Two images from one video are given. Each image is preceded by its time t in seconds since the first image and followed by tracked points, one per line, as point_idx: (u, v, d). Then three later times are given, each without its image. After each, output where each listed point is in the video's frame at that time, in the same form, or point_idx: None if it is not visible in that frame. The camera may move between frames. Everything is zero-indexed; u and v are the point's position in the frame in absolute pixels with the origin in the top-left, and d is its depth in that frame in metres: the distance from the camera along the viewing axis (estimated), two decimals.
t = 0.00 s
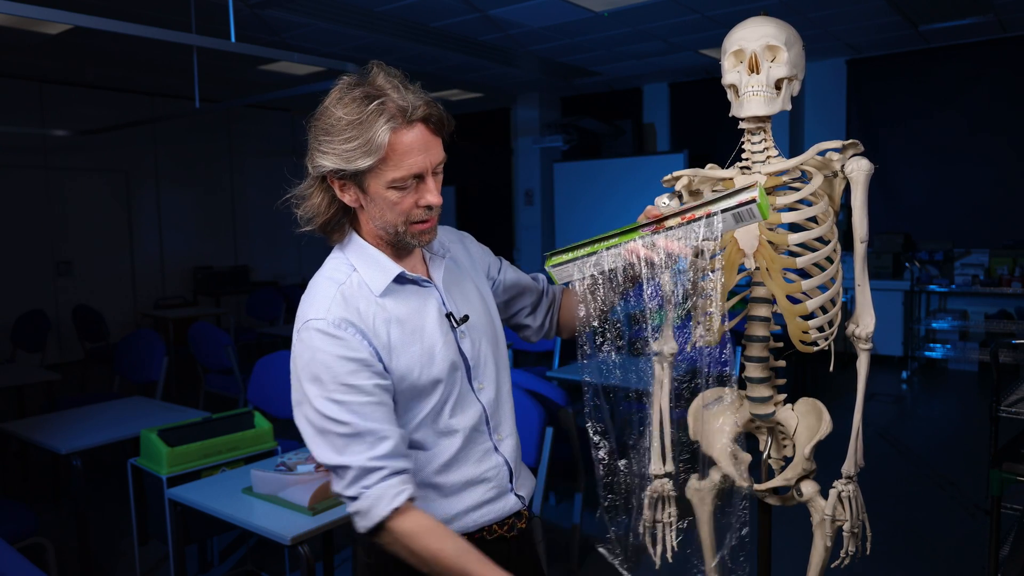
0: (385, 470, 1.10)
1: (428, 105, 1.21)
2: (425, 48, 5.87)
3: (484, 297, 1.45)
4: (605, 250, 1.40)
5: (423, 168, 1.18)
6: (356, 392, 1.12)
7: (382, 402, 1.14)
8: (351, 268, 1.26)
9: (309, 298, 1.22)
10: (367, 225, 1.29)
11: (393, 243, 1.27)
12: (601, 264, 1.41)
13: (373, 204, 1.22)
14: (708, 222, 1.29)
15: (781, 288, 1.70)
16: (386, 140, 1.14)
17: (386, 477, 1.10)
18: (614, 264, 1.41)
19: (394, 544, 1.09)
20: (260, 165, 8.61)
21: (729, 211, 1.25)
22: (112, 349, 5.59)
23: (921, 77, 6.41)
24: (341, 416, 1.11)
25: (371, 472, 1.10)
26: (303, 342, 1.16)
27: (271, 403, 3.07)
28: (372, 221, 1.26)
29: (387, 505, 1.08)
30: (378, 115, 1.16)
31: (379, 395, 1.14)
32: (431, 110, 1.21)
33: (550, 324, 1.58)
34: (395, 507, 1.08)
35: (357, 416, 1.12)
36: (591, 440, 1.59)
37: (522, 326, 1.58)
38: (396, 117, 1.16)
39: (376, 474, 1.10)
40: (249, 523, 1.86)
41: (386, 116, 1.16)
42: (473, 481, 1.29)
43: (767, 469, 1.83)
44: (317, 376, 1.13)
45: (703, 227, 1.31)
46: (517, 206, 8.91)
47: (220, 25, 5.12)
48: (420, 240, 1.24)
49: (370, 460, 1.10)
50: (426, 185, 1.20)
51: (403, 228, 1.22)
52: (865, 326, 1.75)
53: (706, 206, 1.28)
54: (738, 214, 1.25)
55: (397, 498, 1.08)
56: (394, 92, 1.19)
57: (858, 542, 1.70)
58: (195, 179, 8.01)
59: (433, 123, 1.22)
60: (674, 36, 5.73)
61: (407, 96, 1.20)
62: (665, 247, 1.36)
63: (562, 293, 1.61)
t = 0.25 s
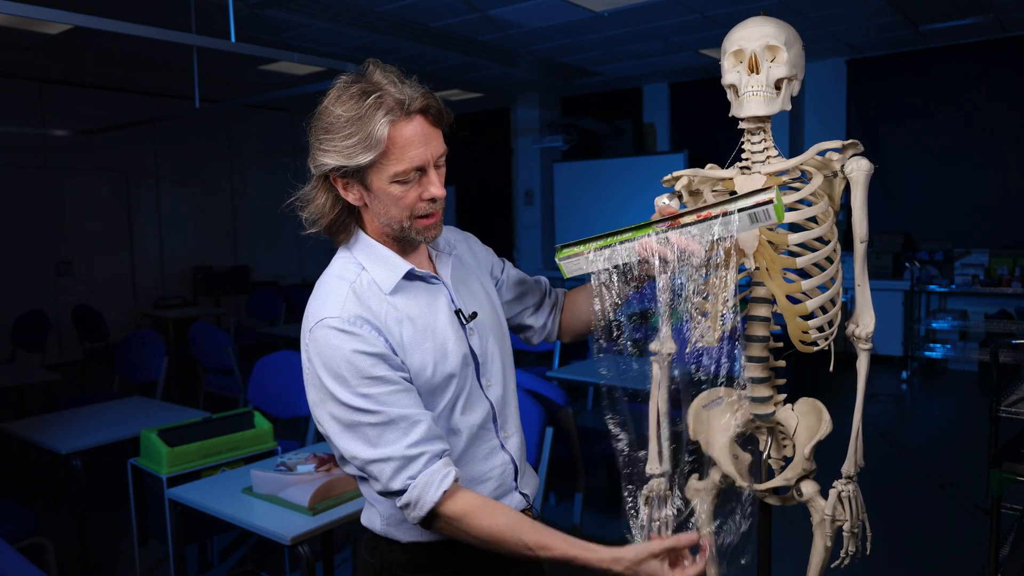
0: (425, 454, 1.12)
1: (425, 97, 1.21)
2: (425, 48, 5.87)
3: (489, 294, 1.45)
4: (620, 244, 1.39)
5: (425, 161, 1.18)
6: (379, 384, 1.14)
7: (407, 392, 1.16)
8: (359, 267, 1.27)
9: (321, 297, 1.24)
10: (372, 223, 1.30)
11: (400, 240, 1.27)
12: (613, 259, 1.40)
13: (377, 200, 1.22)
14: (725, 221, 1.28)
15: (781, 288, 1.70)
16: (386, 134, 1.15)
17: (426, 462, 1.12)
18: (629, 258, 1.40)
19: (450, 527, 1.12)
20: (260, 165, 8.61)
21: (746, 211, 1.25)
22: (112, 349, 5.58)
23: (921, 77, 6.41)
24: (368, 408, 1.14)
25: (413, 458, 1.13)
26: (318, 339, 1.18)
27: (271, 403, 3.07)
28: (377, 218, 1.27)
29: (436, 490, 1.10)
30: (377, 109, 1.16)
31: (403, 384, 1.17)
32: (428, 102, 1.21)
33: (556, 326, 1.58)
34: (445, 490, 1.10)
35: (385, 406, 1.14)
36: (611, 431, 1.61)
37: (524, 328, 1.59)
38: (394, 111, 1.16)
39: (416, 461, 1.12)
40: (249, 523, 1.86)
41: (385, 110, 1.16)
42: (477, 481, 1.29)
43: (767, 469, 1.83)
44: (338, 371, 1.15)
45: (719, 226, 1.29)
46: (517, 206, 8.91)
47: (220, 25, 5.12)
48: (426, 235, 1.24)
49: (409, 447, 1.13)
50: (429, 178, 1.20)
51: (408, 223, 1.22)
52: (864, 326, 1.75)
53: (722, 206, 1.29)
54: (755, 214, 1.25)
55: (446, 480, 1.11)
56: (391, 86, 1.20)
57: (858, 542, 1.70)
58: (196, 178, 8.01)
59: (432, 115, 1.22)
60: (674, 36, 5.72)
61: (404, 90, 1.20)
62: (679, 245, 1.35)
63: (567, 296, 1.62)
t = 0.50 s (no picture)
0: (410, 463, 1.11)
1: (435, 94, 1.22)
2: (425, 48, 5.87)
3: (492, 297, 1.45)
4: (621, 246, 1.34)
5: (433, 157, 1.18)
6: (375, 386, 1.13)
7: (401, 395, 1.15)
8: (363, 266, 1.27)
9: (322, 295, 1.24)
10: (378, 220, 1.30)
11: (406, 237, 1.27)
12: (616, 259, 1.36)
13: (384, 196, 1.22)
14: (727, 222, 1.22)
15: (781, 288, 1.69)
16: (395, 128, 1.15)
17: (411, 469, 1.10)
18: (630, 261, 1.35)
19: (426, 534, 1.08)
20: (260, 165, 8.61)
21: (746, 211, 1.18)
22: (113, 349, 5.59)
23: (921, 77, 6.41)
24: (361, 411, 1.13)
25: (397, 467, 1.11)
26: (318, 339, 1.17)
27: (271, 403, 3.07)
28: (383, 215, 1.26)
29: (414, 499, 1.08)
30: (387, 104, 1.16)
31: (398, 388, 1.15)
32: (438, 98, 1.22)
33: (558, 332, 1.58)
34: (423, 500, 1.08)
35: (379, 409, 1.13)
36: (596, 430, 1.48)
37: (526, 332, 1.59)
38: (404, 105, 1.16)
39: (402, 467, 1.11)
40: (249, 523, 1.86)
41: (395, 105, 1.16)
42: (483, 485, 1.28)
43: (767, 469, 1.83)
44: (334, 372, 1.14)
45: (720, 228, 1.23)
46: (517, 206, 8.91)
47: (220, 25, 5.12)
48: (432, 232, 1.23)
49: (394, 455, 1.11)
50: (437, 174, 1.20)
51: (415, 220, 1.22)
52: (865, 326, 1.75)
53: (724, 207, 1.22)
54: (755, 215, 1.17)
55: (426, 488, 1.08)
56: (401, 82, 1.21)
57: (858, 542, 1.70)
58: (196, 179, 8.02)
59: (441, 111, 1.22)
60: (674, 36, 5.73)
61: (414, 86, 1.21)
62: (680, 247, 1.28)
63: (568, 300, 1.62)
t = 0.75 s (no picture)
0: (393, 465, 1.09)
1: (440, 96, 1.21)
2: (425, 48, 5.87)
3: (497, 299, 1.44)
4: (621, 264, 1.34)
5: (434, 160, 1.18)
6: (366, 385, 1.13)
7: (391, 396, 1.14)
8: (365, 265, 1.27)
9: (321, 292, 1.24)
10: (381, 219, 1.30)
11: (407, 239, 1.27)
12: (617, 278, 1.36)
13: (386, 196, 1.22)
14: (723, 247, 1.24)
15: (781, 288, 1.69)
16: (396, 130, 1.15)
17: (393, 472, 1.09)
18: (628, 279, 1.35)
19: (401, 538, 1.07)
20: (260, 165, 8.61)
21: (745, 238, 1.21)
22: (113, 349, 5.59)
23: (921, 77, 6.41)
24: (348, 410, 1.12)
25: (379, 469, 1.10)
26: (314, 336, 1.17)
27: (270, 404, 3.07)
28: (386, 215, 1.26)
29: (392, 502, 1.06)
30: (389, 105, 1.16)
31: (388, 389, 1.14)
32: (443, 101, 1.21)
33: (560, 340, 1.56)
34: (400, 504, 1.06)
35: (366, 410, 1.12)
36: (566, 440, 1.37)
37: (530, 339, 1.58)
38: (407, 107, 1.16)
39: (386, 469, 1.09)
40: (249, 523, 1.86)
41: (397, 107, 1.16)
42: (480, 489, 1.28)
43: (767, 469, 1.84)
44: (326, 370, 1.14)
45: (716, 252, 1.25)
46: (517, 206, 8.91)
47: (220, 25, 5.12)
48: (434, 235, 1.23)
49: (377, 456, 1.10)
50: (437, 178, 1.20)
51: (415, 222, 1.21)
52: (864, 326, 1.75)
53: (722, 231, 1.24)
54: (753, 242, 1.21)
55: (404, 492, 1.06)
56: (406, 83, 1.20)
57: (858, 542, 1.70)
58: (196, 179, 8.02)
59: (444, 115, 1.21)
60: (674, 36, 5.73)
61: (419, 87, 1.20)
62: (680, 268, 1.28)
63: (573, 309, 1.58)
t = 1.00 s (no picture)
0: (381, 464, 1.09)
1: (442, 99, 1.21)
2: (425, 48, 5.87)
3: (500, 299, 1.43)
4: (620, 269, 1.32)
5: (433, 163, 1.18)
6: (359, 384, 1.13)
7: (384, 396, 1.14)
8: (366, 263, 1.28)
9: (322, 290, 1.24)
10: (382, 219, 1.30)
11: (407, 241, 1.27)
12: (617, 283, 1.34)
13: (385, 196, 1.22)
14: (720, 254, 1.20)
15: (781, 288, 1.68)
16: (395, 132, 1.15)
17: (381, 471, 1.09)
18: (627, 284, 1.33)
19: (384, 537, 1.08)
20: (260, 165, 8.61)
21: (742, 244, 1.16)
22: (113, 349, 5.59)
23: (921, 77, 6.41)
24: (341, 407, 1.12)
25: (368, 467, 1.10)
26: (313, 332, 1.18)
27: (270, 403, 3.07)
28: (386, 215, 1.27)
29: (378, 501, 1.06)
30: (390, 106, 1.16)
31: (382, 388, 1.14)
32: (444, 104, 1.20)
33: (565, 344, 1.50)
34: (386, 503, 1.06)
35: (358, 408, 1.12)
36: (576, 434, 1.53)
37: (535, 342, 1.52)
38: (407, 110, 1.16)
39: (374, 467, 1.09)
40: (249, 523, 1.86)
41: (398, 108, 1.16)
42: (476, 491, 1.27)
43: (766, 469, 1.84)
44: (321, 367, 1.14)
45: (714, 258, 1.21)
46: (517, 206, 8.91)
47: (220, 25, 5.12)
48: (432, 238, 1.24)
49: (367, 454, 1.10)
50: (436, 181, 1.19)
51: (413, 224, 1.22)
52: (865, 326, 1.75)
53: (720, 238, 1.19)
54: (752, 248, 1.15)
55: (391, 492, 1.06)
56: (409, 84, 1.20)
57: (858, 542, 1.70)
58: (196, 178, 8.02)
59: (446, 118, 1.21)
60: (674, 36, 5.73)
61: (422, 89, 1.20)
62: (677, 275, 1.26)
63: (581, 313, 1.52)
